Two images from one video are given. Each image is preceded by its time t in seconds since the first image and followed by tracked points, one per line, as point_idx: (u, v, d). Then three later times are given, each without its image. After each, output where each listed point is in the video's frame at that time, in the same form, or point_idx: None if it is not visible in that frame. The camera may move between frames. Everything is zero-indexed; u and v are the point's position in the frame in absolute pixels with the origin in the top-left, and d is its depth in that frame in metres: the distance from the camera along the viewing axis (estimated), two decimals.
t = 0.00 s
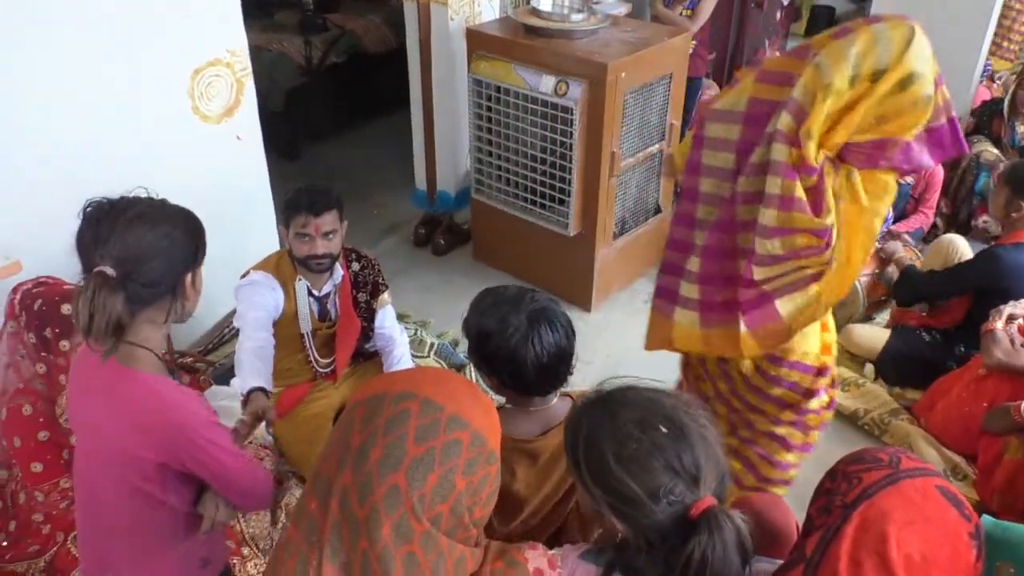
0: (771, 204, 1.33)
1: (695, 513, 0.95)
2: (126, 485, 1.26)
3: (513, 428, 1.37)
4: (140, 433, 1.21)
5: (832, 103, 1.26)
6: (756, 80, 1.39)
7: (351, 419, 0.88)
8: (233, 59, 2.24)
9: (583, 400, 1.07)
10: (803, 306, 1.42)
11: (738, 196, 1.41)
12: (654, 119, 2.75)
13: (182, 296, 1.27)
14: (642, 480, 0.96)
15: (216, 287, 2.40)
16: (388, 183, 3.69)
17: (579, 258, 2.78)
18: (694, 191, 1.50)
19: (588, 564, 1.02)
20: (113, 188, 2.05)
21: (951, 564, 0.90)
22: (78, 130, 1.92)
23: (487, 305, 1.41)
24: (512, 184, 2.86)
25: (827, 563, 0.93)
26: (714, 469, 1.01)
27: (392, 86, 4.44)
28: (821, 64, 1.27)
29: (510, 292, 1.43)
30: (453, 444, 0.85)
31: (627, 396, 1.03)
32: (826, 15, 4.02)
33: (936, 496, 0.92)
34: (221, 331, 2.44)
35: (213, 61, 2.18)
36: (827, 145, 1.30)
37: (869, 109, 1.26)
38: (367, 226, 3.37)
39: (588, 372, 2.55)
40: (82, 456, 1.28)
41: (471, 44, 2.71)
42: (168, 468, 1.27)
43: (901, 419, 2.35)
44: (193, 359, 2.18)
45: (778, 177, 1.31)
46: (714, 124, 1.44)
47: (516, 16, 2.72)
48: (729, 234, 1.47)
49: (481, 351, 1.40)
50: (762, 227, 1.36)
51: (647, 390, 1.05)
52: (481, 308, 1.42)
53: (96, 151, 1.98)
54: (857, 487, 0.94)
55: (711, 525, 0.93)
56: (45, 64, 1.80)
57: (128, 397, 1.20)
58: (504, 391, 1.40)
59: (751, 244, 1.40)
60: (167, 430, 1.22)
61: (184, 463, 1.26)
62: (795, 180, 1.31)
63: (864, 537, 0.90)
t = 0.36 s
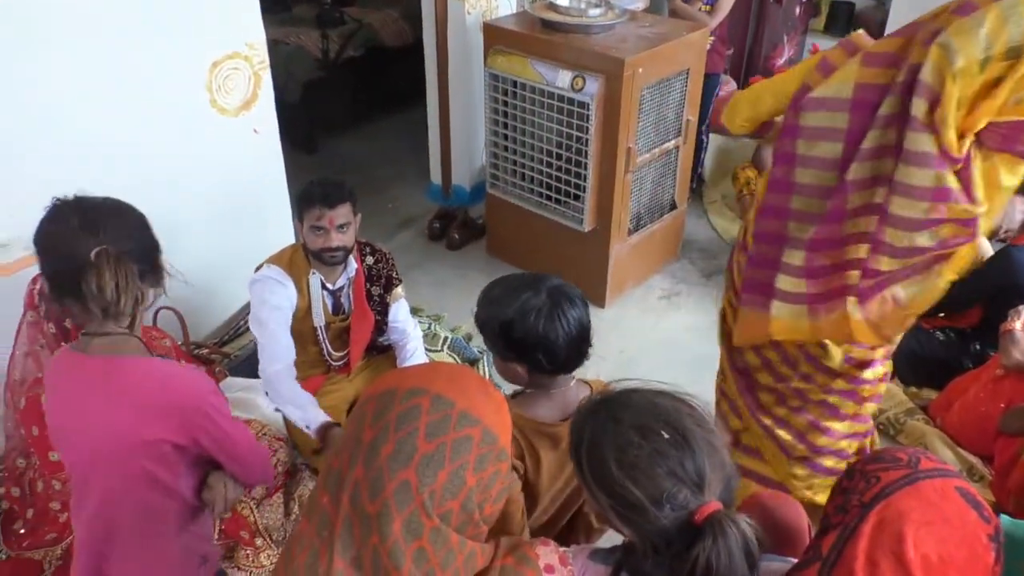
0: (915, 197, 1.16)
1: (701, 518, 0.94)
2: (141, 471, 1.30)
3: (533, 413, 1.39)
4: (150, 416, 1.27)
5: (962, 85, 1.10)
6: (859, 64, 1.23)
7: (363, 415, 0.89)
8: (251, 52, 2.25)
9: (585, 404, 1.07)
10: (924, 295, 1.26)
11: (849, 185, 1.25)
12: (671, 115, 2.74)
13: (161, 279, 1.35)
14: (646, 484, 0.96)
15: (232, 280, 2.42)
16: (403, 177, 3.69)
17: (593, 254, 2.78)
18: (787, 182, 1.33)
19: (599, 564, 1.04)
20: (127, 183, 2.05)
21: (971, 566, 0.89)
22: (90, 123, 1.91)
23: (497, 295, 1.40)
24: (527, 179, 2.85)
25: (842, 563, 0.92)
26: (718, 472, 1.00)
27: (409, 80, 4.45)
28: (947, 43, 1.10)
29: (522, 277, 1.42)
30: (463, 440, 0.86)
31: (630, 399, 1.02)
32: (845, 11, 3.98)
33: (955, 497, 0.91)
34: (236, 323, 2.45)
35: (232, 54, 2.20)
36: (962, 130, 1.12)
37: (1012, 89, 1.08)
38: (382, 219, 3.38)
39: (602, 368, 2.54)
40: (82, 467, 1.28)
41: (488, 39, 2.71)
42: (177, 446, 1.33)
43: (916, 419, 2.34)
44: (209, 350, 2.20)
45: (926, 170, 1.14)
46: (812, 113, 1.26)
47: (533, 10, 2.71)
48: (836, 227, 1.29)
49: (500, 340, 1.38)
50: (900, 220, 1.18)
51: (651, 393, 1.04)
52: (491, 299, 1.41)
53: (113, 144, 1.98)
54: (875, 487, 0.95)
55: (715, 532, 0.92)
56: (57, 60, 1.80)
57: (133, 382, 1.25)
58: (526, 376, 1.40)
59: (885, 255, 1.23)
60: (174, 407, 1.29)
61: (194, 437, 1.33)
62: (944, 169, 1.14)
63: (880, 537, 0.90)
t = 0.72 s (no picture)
0: (951, 196, 1.20)
1: (715, 515, 0.94)
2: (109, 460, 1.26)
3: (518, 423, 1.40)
4: (112, 403, 1.22)
5: None
6: (921, 70, 1.26)
7: (380, 410, 0.89)
8: (266, 47, 2.26)
9: (605, 398, 1.07)
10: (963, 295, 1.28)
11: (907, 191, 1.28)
12: (684, 114, 2.73)
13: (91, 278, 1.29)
14: (660, 478, 0.95)
15: (244, 275, 2.43)
16: (416, 173, 3.70)
17: (605, 251, 2.77)
18: (851, 189, 1.36)
19: (611, 561, 1.05)
20: (139, 175, 2.05)
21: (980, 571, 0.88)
22: (101, 113, 1.91)
23: (469, 307, 1.38)
24: (540, 176, 2.85)
25: (850, 567, 0.91)
26: (732, 470, 0.99)
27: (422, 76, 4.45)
28: (1020, 50, 1.13)
29: (494, 287, 1.39)
30: (481, 435, 0.85)
31: (653, 396, 1.02)
32: (862, 10, 3.95)
33: (965, 501, 0.91)
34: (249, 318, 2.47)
35: (247, 49, 2.20)
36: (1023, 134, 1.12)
37: None
38: (395, 215, 3.38)
39: (613, 366, 2.54)
40: (52, 471, 1.23)
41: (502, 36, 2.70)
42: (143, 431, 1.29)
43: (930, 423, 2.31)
44: (222, 344, 2.21)
45: (961, 168, 1.18)
46: (874, 118, 1.30)
47: (548, 7, 2.70)
48: (896, 232, 1.31)
49: (477, 352, 1.36)
50: (938, 219, 1.22)
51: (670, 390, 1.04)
52: (466, 310, 1.39)
53: (128, 137, 1.99)
54: (884, 491, 0.94)
55: (726, 529, 0.91)
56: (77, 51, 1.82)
57: (88, 371, 1.19)
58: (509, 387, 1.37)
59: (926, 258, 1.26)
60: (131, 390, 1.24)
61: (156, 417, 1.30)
62: (982, 170, 1.17)
63: (889, 541, 0.89)
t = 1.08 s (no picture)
0: None
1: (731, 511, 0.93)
2: None
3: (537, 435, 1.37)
4: None
5: None
6: (977, 59, 1.24)
7: (400, 405, 0.89)
8: (287, 44, 2.27)
9: (639, 388, 1.07)
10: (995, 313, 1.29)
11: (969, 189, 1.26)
12: (704, 115, 2.71)
13: (26, 274, 1.21)
14: (682, 468, 0.96)
15: (262, 270, 2.45)
16: (434, 171, 3.70)
17: (623, 252, 2.76)
18: (903, 179, 1.36)
19: (627, 560, 1.05)
20: (159, 167, 2.06)
21: None
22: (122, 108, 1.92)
23: (475, 324, 1.31)
24: (558, 176, 2.84)
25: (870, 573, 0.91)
26: (757, 472, 0.98)
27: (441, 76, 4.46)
28: None
29: (496, 303, 1.32)
30: (500, 433, 0.85)
31: (692, 389, 1.02)
32: (885, 13, 3.92)
33: (986, 508, 0.89)
34: (266, 313, 2.48)
35: (269, 46, 2.21)
36: None
37: None
38: (412, 213, 3.39)
39: (629, 367, 2.53)
40: None
41: (522, 36, 2.70)
42: (31, 452, 1.20)
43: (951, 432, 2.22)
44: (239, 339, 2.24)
45: None
46: (930, 107, 1.29)
47: (568, 7, 2.70)
48: (961, 219, 1.29)
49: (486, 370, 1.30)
50: None
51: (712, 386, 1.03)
52: (470, 328, 1.32)
53: (149, 132, 2.00)
54: (902, 498, 0.93)
55: (740, 525, 0.91)
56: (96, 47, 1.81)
57: None
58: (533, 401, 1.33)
59: (1018, 245, 1.24)
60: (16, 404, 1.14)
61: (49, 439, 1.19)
62: None
63: (910, 549, 0.89)
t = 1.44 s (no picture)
0: None
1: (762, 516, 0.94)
2: None
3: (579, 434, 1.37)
4: None
5: None
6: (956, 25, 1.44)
7: (414, 400, 0.89)
8: (306, 41, 2.28)
9: (668, 383, 1.06)
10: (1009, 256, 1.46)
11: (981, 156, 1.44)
12: (722, 116, 2.70)
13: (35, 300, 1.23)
14: (715, 469, 0.95)
15: (279, 266, 2.46)
16: (451, 170, 3.71)
17: (639, 253, 2.76)
18: (909, 149, 1.52)
19: (639, 561, 1.04)
20: (176, 164, 2.07)
21: None
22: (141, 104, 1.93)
23: (521, 315, 1.38)
24: (575, 176, 2.84)
25: None
26: (785, 477, 0.99)
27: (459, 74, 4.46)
28: None
29: (545, 294, 1.40)
30: (513, 429, 0.86)
31: (724, 389, 1.01)
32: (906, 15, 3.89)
33: (1005, 514, 0.88)
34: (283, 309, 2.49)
35: (288, 43, 2.23)
36: None
37: None
38: (429, 212, 3.40)
39: (643, 368, 2.53)
40: None
41: (540, 35, 2.70)
42: (22, 487, 1.13)
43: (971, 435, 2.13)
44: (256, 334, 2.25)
45: None
46: (919, 78, 1.48)
47: (587, 7, 2.70)
48: (969, 173, 1.46)
49: (529, 359, 1.36)
50: None
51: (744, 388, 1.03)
52: (517, 319, 1.39)
53: (168, 128, 2.01)
54: (920, 502, 0.92)
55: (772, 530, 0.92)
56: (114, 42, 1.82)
57: None
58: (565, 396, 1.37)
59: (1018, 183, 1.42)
60: (15, 445, 1.08)
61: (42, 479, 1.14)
62: None
63: (927, 555, 0.88)
